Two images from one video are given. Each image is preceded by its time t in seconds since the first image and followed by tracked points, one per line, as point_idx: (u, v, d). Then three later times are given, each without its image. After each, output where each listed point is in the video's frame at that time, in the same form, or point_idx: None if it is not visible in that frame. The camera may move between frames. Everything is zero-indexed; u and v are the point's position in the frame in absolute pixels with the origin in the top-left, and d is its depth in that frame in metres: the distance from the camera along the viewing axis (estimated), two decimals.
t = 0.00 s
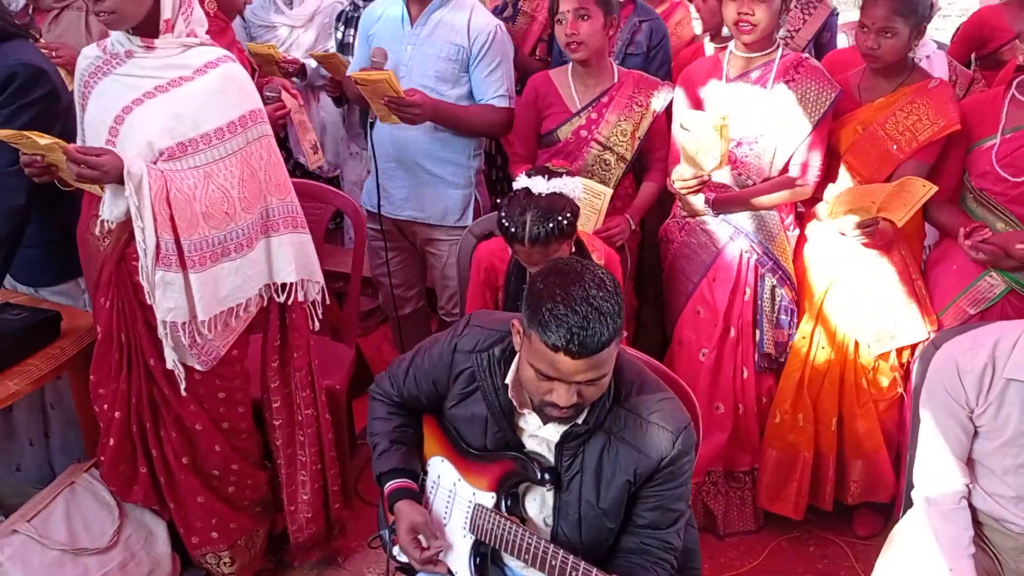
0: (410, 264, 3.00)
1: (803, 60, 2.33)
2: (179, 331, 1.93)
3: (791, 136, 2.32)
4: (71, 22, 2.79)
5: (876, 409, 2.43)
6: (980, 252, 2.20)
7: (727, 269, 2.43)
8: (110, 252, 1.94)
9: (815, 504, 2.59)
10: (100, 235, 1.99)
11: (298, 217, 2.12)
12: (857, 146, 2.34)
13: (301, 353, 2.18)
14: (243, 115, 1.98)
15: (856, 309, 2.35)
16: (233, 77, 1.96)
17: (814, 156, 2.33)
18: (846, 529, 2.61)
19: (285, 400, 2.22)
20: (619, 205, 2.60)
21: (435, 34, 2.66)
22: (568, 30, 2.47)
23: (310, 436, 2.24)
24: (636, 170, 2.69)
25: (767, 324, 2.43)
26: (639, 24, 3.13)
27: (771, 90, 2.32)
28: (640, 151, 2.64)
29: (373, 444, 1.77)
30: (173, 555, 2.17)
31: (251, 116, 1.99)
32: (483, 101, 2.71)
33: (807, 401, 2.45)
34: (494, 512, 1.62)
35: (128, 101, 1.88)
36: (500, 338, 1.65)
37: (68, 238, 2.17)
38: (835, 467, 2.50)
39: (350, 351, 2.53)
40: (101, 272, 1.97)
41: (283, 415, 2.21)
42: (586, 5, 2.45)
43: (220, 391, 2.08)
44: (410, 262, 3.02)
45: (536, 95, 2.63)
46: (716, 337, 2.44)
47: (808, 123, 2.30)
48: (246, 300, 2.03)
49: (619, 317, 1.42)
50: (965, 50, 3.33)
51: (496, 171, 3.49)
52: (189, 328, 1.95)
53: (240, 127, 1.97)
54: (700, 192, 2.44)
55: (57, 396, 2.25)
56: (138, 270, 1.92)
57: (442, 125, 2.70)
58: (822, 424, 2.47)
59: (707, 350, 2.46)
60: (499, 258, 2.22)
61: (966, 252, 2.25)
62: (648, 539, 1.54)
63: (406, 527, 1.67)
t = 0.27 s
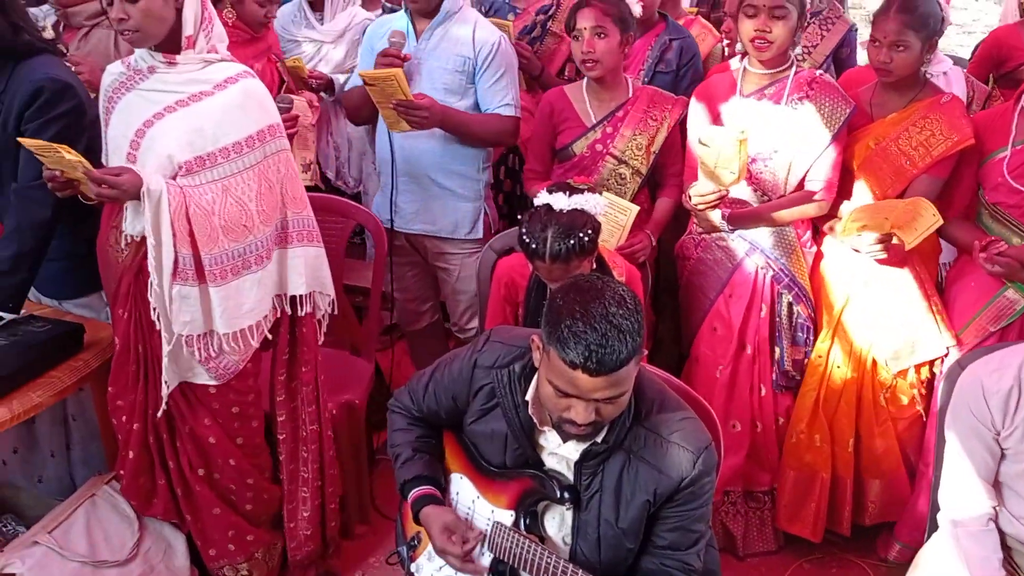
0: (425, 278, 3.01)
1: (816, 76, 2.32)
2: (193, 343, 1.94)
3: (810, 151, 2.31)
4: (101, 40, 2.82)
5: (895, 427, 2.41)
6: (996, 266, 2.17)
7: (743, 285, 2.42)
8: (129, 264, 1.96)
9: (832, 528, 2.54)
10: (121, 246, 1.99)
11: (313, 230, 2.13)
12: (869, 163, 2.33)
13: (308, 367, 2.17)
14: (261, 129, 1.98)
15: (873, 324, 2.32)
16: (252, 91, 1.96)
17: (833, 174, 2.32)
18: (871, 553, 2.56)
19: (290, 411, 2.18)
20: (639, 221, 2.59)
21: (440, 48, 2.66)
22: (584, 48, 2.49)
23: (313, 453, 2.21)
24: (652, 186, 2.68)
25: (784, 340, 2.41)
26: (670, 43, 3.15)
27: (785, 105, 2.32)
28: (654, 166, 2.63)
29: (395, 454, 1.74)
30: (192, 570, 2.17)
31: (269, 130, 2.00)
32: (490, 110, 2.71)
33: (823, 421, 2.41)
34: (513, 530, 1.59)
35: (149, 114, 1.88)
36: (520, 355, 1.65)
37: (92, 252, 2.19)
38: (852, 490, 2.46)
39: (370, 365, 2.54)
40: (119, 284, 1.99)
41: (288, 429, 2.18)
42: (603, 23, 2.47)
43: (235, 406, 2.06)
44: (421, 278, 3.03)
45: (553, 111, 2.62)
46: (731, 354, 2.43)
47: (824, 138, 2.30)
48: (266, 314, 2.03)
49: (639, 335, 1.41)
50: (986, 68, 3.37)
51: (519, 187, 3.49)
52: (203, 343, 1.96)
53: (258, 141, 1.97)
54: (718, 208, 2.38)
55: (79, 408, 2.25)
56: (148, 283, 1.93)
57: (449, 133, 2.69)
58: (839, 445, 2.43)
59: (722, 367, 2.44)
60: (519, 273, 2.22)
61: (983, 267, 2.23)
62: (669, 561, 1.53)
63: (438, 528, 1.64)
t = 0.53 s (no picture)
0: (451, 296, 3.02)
1: (849, 94, 2.31)
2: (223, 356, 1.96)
3: (842, 171, 2.29)
4: (138, 60, 2.90)
5: (933, 452, 2.36)
6: None
7: (777, 305, 2.40)
8: (164, 277, 1.97)
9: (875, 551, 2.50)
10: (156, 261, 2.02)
11: (343, 247, 2.14)
12: (908, 183, 2.29)
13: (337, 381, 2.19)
14: (293, 145, 2.01)
15: (912, 348, 2.30)
16: (285, 108, 1.99)
17: (867, 195, 2.30)
18: None
19: (321, 423, 2.20)
20: (669, 240, 2.59)
21: (460, 67, 2.67)
22: (614, 68, 2.51)
23: (345, 462, 2.24)
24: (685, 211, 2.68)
25: (817, 360, 2.37)
26: (703, 61, 3.15)
27: (819, 124, 2.30)
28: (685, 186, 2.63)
29: (424, 470, 1.74)
30: None
31: (301, 146, 2.03)
32: (514, 125, 2.72)
33: (862, 443, 2.39)
34: (541, 552, 1.61)
35: (185, 130, 1.91)
36: (548, 374, 1.65)
37: (128, 267, 2.22)
38: (893, 514, 2.43)
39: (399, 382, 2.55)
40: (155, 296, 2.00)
41: (320, 441, 2.20)
42: (634, 45, 2.49)
43: (267, 418, 2.09)
44: (449, 292, 3.03)
45: (582, 130, 2.63)
46: (767, 375, 2.41)
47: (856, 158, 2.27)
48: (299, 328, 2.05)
49: (665, 354, 1.39)
50: (1020, 89, 3.32)
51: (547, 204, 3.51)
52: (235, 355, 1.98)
53: (291, 157, 2.00)
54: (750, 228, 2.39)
55: (111, 423, 2.26)
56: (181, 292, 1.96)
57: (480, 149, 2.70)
58: (879, 467, 2.40)
59: (757, 388, 2.43)
60: (548, 291, 2.22)
61: None
62: None
63: (467, 533, 1.64)
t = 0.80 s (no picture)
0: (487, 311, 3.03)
1: (903, 111, 2.28)
2: (273, 371, 1.98)
3: (892, 192, 2.25)
4: (186, 75, 3.00)
5: (995, 476, 2.30)
6: None
7: (823, 326, 2.39)
8: (214, 292, 2.01)
9: None
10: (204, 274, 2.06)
11: (391, 264, 2.17)
12: (970, 199, 2.23)
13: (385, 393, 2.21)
14: (343, 164, 2.04)
15: (967, 371, 2.26)
16: (336, 128, 2.03)
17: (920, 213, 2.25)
18: None
19: (366, 437, 2.22)
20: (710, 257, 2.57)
21: (494, 82, 2.68)
22: (663, 82, 2.50)
23: (387, 475, 2.25)
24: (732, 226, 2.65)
25: (867, 384, 2.36)
26: (734, 75, 3.14)
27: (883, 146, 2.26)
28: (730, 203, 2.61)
29: (457, 493, 1.73)
30: None
31: (351, 165, 2.06)
32: (551, 141, 2.73)
33: (918, 466, 2.34)
34: (578, 568, 1.59)
35: (237, 149, 1.94)
36: (585, 392, 1.64)
37: (173, 280, 2.25)
38: (946, 539, 2.36)
39: (435, 397, 2.55)
40: (205, 312, 2.04)
41: (364, 454, 2.22)
42: (683, 60, 2.47)
43: (308, 438, 2.09)
44: (484, 308, 3.04)
45: (627, 146, 2.63)
46: (812, 396, 2.39)
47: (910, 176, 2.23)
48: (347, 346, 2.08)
49: (707, 372, 1.39)
50: None
51: (580, 220, 3.51)
52: (283, 371, 2.00)
53: (341, 176, 2.04)
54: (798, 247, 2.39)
55: (153, 435, 2.29)
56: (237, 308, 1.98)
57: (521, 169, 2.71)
58: (934, 492, 2.34)
59: (801, 408, 2.41)
60: (585, 308, 2.22)
61: None
62: None
63: None
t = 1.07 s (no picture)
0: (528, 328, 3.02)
1: (972, 129, 2.24)
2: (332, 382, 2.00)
3: (951, 210, 2.22)
4: (243, 91, 3.01)
5: None
6: None
7: (887, 353, 2.36)
8: (275, 308, 2.04)
9: None
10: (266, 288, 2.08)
11: (448, 277, 2.19)
12: None
13: (437, 409, 2.21)
14: (404, 177, 2.08)
15: None
16: (396, 142, 2.07)
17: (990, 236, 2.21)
18: None
19: (419, 451, 2.23)
20: (763, 276, 2.55)
21: (542, 99, 2.69)
22: (723, 99, 2.49)
23: (439, 491, 2.25)
24: (792, 244, 2.63)
25: (929, 408, 2.31)
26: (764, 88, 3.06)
27: (939, 162, 2.23)
28: (790, 223, 2.58)
29: (501, 511, 1.72)
30: None
31: (412, 178, 2.09)
32: (596, 159, 2.69)
33: (992, 495, 2.24)
34: None
35: (298, 163, 2.00)
36: (632, 411, 1.63)
37: (224, 294, 2.29)
38: None
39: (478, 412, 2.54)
40: (264, 328, 2.07)
41: (416, 468, 2.22)
42: (746, 77, 2.47)
43: (368, 444, 2.14)
44: (528, 326, 3.03)
45: (682, 162, 2.63)
46: (876, 420, 2.38)
47: (979, 197, 2.19)
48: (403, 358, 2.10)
49: (757, 395, 1.37)
50: None
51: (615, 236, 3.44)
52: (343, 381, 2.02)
53: (402, 189, 2.07)
54: (858, 267, 2.37)
55: (200, 446, 2.32)
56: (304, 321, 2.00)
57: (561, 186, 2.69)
58: (1011, 521, 2.25)
59: (864, 433, 2.40)
60: (630, 325, 2.21)
61: None
62: None
63: None
